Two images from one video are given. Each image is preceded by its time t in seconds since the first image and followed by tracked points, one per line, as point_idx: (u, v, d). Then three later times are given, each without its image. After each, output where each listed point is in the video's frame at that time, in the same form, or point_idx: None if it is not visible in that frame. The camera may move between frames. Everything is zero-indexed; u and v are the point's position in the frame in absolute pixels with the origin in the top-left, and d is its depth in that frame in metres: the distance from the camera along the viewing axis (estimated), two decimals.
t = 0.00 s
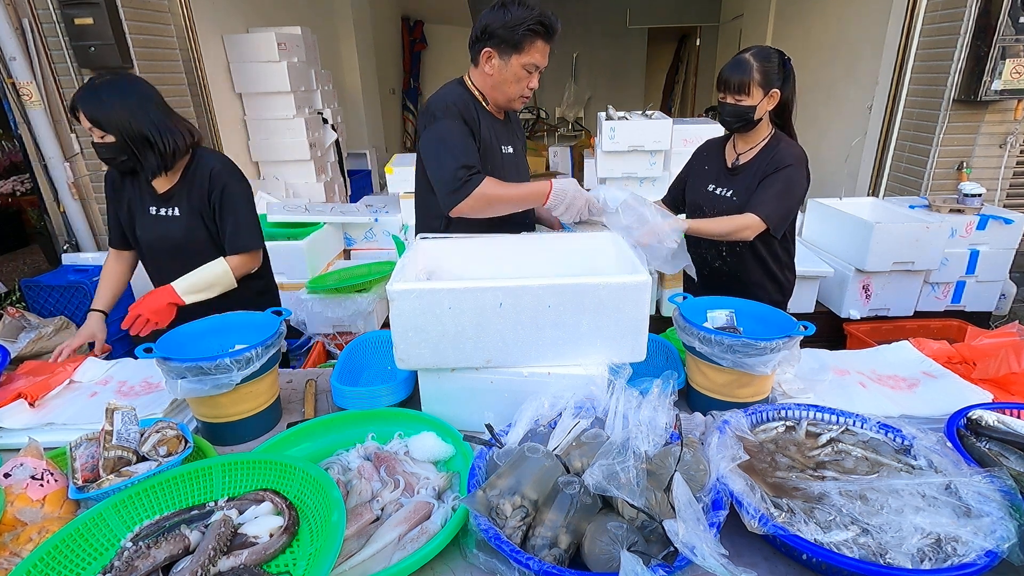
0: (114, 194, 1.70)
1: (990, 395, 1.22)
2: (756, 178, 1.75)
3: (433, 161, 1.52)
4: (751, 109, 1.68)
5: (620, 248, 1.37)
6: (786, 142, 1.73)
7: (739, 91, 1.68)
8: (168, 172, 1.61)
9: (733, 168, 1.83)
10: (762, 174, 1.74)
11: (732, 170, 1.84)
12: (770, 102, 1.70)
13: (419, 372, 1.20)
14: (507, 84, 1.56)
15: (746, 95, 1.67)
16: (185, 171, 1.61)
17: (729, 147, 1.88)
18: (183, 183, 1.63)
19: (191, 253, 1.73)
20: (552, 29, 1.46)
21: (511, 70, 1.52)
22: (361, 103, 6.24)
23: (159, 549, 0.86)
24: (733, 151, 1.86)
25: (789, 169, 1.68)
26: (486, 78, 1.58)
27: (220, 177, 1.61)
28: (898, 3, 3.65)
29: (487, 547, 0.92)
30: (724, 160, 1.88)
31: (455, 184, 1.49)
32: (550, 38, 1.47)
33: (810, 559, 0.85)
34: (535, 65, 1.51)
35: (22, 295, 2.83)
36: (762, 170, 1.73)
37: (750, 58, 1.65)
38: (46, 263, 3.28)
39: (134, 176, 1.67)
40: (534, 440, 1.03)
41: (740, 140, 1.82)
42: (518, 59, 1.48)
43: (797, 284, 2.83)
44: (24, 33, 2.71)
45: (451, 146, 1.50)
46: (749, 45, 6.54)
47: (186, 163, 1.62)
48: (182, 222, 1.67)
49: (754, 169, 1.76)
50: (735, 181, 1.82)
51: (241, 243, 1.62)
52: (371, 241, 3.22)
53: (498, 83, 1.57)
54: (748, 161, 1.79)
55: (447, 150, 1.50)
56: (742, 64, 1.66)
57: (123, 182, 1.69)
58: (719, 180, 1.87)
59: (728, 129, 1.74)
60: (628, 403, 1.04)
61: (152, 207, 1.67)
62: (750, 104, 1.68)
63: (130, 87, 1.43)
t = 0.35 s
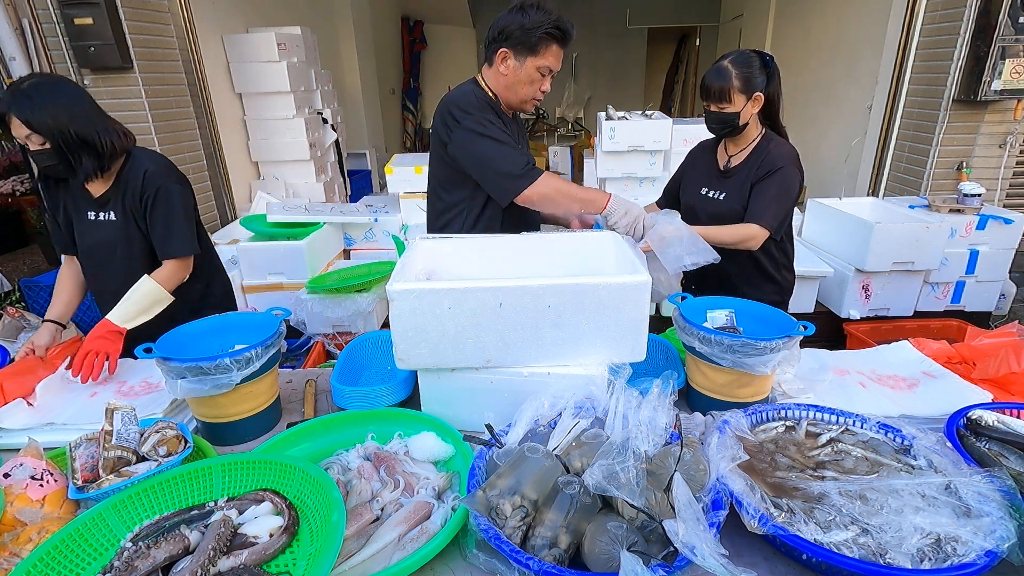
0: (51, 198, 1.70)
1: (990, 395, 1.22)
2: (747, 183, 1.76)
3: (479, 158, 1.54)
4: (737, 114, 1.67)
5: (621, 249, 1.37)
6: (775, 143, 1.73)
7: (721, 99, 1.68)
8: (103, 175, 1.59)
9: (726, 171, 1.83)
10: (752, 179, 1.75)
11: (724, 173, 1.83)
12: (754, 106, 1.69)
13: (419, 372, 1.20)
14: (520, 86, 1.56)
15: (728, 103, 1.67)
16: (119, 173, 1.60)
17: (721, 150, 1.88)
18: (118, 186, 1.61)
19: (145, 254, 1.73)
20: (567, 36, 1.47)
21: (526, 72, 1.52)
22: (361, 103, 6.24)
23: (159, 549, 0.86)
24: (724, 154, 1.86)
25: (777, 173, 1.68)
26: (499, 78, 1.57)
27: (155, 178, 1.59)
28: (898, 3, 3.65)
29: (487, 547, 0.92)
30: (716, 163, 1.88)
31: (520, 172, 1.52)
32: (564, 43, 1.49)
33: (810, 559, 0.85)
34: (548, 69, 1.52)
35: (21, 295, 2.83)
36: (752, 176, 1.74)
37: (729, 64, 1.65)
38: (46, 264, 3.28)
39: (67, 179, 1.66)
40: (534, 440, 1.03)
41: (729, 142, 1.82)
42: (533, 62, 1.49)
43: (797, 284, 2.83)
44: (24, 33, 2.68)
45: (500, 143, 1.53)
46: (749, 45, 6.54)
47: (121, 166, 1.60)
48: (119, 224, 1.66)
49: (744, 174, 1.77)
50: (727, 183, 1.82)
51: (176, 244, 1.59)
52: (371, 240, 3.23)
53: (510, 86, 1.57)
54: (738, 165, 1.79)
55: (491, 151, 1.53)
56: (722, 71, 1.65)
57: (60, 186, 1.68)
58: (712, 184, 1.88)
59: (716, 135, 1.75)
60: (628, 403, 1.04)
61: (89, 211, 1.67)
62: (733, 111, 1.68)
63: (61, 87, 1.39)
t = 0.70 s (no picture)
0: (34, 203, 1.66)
1: (989, 395, 1.22)
2: (746, 187, 1.76)
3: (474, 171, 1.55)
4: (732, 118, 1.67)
5: (621, 249, 1.37)
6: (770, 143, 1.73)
7: (714, 104, 1.67)
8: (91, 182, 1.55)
9: (722, 173, 1.82)
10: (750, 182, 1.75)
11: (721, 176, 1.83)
12: (747, 109, 1.69)
13: (419, 372, 1.20)
14: (521, 87, 1.56)
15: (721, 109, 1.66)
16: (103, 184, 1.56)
17: (715, 152, 1.87)
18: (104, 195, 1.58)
19: (135, 263, 1.72)
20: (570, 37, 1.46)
21: (526, 73, 1.52)
22: (361, 103, 6.24)
23: (159, 549, 0.86)
24: (718, 156, 1.85)
25: (776, 174, 1.68)
26: (502, 79, 1.58)
27: (138, 193, 1.55)
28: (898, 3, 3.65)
29: (487, 547, 0.92)
30: (711, 165, 1.87)
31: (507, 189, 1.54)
32: (568, 43, 1.47)
33: (811, 560, 0.85)
34: (549, 70, 1.51)
35: (21, 295, 2.83)
36: (751, 179, 1.74)
37: (719, 70, 1.64)
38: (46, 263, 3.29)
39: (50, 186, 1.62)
40: (534, 440, 1.03)
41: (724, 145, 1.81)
42: (530, 63, 1.49)
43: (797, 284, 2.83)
44: (24, 32, 2.71)
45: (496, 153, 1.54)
46: (749, 45, 6.54)
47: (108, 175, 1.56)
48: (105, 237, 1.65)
49: (741, 177, 1.77)
50: (725, 185, 1.82)
51: (155, 262, 1.55)
52: (371, 240, 3.23)
53: (513, 86, 1.57)
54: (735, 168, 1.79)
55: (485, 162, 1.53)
56: (713, 76, 1.64)
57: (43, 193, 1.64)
58: (709, 187, 1.87)
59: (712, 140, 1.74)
60: (628, 403, 1.04)
61: (75, 222, 1.65)
62: (728, 116, 1.67)
63: (55, 91, 1.39)
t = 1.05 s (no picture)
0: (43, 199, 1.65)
1: (990, 395, 1.22)
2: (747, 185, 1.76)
3: (423, 168, 1.62)
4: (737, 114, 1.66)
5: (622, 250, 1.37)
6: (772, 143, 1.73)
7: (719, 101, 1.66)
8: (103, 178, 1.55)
9: (723, 172, 1.83)
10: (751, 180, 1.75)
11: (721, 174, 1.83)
12: (750, 108, 1.70)
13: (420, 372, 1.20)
14: (494, 86, 1.56)
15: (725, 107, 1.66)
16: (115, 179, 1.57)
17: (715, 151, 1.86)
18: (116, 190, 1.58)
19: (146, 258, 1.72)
20: (536, 29, 1.43)
21: (492, 72, 1.52)
22: (361, 103, 6.24)
23: (159, 549, 0.86)
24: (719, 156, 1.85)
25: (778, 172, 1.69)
26: (484, 82, 1.63)
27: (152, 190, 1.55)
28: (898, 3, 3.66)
29: (487, 546, 0.92)
30: (712, 165, 1.87)
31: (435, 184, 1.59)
32: (529, 40, 1.43)
33: (810, 560, 0.85)
34: (514, 69, 1.48)
35: (21, 295, 2.82)
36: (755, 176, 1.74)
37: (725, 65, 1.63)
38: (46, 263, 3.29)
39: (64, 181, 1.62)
40: (534, 440, 1.03)
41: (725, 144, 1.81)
42: (495, 62, 1.49)
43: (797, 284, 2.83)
44: (24, 33, 2.68)
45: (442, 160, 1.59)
46: (749, 46, 6.54)
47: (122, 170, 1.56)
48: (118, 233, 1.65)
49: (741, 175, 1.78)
50: (726, 185, 1.82)
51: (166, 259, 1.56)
52: (371, 240, 3.23)
53: (490, 85, 1.59)
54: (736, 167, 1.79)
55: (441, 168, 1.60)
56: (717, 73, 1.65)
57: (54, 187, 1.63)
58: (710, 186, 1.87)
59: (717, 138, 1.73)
60: (628, 403, 1.04)
61: (86, 217, 1.64)
62: (731, 115, 1.67)
63: (71, 84, 1.39)
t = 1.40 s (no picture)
0: (59, 193, 1.63)
1: (989, 395, 1.22)
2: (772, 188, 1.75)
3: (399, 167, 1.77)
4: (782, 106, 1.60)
5: (621, 250, 1.37)
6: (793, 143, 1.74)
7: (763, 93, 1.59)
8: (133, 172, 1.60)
9: (739, 174, 1.81)
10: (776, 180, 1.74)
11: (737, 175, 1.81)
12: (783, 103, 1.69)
13: (420, 372, 1.20)
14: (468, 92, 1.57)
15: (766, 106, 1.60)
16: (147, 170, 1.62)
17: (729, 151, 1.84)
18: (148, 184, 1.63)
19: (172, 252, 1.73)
20: (498, 37, 1.34)
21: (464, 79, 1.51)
22: (361, 103, 6.24)
23: (159, 549, 0.86)
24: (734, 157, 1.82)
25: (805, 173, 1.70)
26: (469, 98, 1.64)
27: (188, 179, 1.62)
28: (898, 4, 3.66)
29: (487, 546, 0.92)
30: (726, 167, 1.85)
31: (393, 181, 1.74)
32: (490, 51, 1.37)
33: (810, 559, 0.85)
34: (478, 78, 1.46)
35: (21, 294, 2.82)
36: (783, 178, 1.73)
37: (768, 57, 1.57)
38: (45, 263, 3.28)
39: (86, 176, 1.62)
40: (534, 440, 1.03)
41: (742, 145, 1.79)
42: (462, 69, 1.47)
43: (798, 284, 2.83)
44: (24, 33, 2.59)
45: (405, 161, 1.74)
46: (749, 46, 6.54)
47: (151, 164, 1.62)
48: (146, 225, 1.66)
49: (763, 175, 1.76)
50: (742, 187, 1.81)
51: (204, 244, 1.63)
52: (371, 240, 3.23)
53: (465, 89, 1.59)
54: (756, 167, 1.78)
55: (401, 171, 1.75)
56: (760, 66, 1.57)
57: (74, 181, 1.63)
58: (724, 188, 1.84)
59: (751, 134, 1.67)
60: (628, 403, 1.04)
61: (110, 210, 1.65)
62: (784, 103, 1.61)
63: (112, 78, 1.47)
